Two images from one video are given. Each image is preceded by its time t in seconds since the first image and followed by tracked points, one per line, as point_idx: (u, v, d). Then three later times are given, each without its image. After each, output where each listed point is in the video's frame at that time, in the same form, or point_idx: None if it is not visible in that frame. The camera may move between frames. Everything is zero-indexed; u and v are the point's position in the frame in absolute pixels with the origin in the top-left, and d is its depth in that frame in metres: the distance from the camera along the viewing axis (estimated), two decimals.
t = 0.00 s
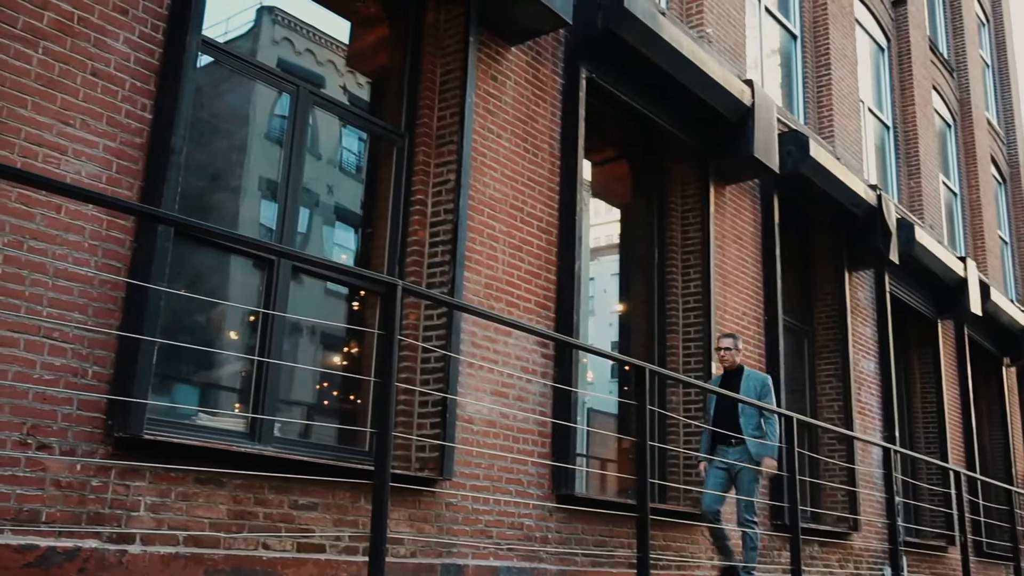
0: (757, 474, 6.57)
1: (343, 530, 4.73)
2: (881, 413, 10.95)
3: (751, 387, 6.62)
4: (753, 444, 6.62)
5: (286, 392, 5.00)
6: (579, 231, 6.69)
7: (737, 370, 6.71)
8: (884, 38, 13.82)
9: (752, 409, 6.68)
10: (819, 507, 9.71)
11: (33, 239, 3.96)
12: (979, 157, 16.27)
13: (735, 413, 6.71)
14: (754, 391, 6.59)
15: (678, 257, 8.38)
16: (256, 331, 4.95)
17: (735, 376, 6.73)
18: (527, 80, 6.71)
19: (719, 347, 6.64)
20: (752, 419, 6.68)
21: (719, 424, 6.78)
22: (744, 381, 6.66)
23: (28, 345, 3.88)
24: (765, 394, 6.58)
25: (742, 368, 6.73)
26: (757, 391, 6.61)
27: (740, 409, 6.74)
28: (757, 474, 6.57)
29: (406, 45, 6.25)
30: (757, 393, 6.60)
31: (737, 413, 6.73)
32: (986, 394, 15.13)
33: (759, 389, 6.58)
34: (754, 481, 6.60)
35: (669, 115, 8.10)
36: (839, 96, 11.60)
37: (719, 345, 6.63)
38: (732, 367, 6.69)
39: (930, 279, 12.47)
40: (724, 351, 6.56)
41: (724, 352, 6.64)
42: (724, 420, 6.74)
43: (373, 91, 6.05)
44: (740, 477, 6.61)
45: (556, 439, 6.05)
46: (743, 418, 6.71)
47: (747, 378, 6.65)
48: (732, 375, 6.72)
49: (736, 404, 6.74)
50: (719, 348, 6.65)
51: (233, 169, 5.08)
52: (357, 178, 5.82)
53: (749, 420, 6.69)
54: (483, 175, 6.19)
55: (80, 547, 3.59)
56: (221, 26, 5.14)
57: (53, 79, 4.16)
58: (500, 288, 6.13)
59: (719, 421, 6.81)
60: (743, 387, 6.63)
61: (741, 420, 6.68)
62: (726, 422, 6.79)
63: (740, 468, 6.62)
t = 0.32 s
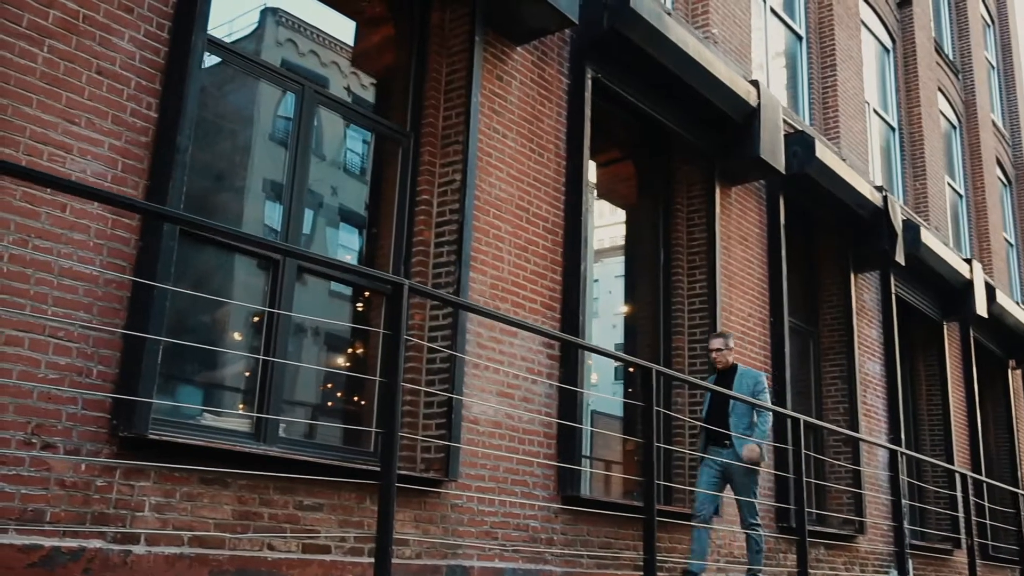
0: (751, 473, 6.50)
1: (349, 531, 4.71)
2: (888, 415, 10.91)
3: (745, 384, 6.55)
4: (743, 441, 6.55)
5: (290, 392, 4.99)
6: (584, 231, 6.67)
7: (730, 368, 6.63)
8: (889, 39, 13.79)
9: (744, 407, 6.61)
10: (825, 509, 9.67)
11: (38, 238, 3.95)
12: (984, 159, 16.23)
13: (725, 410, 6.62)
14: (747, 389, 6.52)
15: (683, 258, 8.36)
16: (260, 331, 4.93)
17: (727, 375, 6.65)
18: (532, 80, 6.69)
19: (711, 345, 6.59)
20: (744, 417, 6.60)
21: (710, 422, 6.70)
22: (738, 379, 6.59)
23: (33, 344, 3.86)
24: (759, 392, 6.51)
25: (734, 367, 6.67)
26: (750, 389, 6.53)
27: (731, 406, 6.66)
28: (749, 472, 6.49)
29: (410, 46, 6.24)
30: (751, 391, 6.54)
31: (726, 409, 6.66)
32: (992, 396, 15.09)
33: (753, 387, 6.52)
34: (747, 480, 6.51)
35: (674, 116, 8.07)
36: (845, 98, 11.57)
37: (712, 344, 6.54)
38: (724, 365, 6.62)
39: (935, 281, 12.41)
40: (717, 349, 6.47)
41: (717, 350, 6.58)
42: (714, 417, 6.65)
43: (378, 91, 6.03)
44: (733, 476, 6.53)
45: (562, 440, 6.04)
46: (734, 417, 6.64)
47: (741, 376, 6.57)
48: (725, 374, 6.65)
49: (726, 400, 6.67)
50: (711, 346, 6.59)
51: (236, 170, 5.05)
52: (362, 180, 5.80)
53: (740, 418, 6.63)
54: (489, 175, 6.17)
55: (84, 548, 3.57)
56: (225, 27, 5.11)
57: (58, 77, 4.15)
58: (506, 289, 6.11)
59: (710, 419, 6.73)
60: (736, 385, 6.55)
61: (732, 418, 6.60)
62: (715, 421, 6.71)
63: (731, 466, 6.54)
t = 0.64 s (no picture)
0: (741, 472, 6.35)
1: (355, 531, 4.69)
2: (894, 416, 10.87)
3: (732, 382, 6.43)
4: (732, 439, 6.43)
5: (295, 392, 4.96)
6: (590, 231, 6.65)
7: (718, 364, 6.48)
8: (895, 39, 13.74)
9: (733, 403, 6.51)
10: (831, 510, 9.63)
11: (44, 236, 3.93)
12: (990, 159, 16.17)
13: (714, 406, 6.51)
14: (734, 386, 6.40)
15: (690, 257, 8.35)
16: (266, 330, 4.91)
17: (715, 372, 6.51)
18: (539, 79, 6.67)
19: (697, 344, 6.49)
20: (733, 414, 6.47)
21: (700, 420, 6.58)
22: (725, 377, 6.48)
23: (39, 344, 3.85)
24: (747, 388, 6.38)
25: (721, 364, 6.54)
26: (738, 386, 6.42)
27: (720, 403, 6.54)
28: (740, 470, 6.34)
29: (415, 45, 6.22)
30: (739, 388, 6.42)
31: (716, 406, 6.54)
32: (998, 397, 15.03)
33: (741, 384, 6.39)
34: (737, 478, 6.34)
35: (681, 116, 8.04)
36: (851, 97, 11.53)
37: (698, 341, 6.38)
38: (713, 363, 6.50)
39: (942, 281, 12.35)
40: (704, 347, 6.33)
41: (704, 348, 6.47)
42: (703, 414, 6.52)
43: (384, 91, 6.02)
44: (720, 473, 6.36)
45: (568, 439, 6.01)
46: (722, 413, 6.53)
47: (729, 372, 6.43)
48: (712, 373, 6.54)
49: (716, 397, 6.56)
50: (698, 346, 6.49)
51: (241, 171, 5.03)
52: (366, 181, 5.77)
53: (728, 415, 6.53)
54: (495, 174, 6.14)
55: (90, 548, 3.55)
56: (229, 28, 5.09)
57: (63, 75, 4.13)
58: (513, 288, 6.08)
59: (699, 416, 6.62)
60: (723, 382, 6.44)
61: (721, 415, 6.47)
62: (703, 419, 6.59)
63: (719, 464, 6.38)
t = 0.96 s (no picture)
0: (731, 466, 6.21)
1: (367, 531, 4.66)
2: (906, 417, 10.80)
3: (725, 373, 6.21)
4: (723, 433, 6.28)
5: (306, 392, 4.94)
6: (601, 230, 6.61)
7: (709, 356, 6.26)
8: (905, 38, 13.67)
9: (724, 395, 6.38)
10: (844, 511, 9.57)
11: (55, 234, 3.92)
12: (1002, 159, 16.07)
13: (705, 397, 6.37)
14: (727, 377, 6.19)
15: (701, 257, 8.30)
16: (277, 330, 4.89)
17: (706, 363, 6.29)
18: (549, 78, 6.64)
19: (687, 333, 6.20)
20: (725, 407, 6.38)
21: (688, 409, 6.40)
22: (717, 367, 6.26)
23: (51, 343, 3.83)
24: (740, 380, 6.20)
25: (713, 354, 6.31)
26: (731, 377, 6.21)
27: (711, 395, 6.41)
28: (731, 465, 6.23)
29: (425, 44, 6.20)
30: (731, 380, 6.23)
31: (707, 398, 6.40)
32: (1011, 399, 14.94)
33: (734, 376, 6.19)
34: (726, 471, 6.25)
35: (691, 115, 8.00)
36: (862, 97, 11.46)
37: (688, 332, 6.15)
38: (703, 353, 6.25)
39: (954, 282, 12.27)
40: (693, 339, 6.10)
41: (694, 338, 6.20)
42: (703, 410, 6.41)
43: (395, 90, 6.00)
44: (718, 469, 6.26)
45: (581, 439, 5.98)
46: (714, 404, 6.40)
47: (721, 364, 6.22)
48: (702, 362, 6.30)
49: (707, 388, 6.40)
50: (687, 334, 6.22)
51: (250, 171, 5.01)
52: (376, 181, 5.74)
53: (720, 406, 6.39)
54: (507, 173, 6.11)
55: (102, 548, 3.53)
56: (237, 29, 5.06)
57: (74, 73, 4.12)
58: (524, 288, 6.05)
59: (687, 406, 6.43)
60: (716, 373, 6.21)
61: (712, 408, 6.36)
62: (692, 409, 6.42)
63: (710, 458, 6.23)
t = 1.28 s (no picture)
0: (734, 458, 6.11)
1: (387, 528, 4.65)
2: (926, 415, 10.71)
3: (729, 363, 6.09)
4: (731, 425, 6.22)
5: (324, 389, 4.93)
6: (619, 227, 6.57)
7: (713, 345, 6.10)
8: (924, 35, 13.56)
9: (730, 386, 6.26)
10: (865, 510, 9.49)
11: (76, 231, 3.92)
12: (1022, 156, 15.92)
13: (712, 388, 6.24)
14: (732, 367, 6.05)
15: (720, 255, 8.25)
16: (295, 327, 4.88)
17: (710, 352, 6.15)
18: (567, 74, 6.61)
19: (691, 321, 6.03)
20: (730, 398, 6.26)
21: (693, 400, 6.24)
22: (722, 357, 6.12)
23: (72, 339, 3.83)
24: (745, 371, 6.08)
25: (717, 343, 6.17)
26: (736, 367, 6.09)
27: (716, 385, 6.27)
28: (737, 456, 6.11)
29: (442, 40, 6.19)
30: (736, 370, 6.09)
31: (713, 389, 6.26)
32: None
33: (739, 366, 6.06)
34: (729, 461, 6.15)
35: (709, 111, 7.95)
36: (881, 94, 11.37)
37: (693, 320, 5.98)
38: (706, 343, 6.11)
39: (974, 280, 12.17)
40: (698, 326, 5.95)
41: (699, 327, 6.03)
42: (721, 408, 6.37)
43: (413, 88, 5.98)
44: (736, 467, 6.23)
45: (600, 437, 5.95)
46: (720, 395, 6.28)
47: (727, 354, 6.07)
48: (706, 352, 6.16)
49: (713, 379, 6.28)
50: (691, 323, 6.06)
51: (267, 170, 4.99)
52: (392, 180, 5.71)
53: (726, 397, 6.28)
54: (525, 170, 6.09)
55: (124, 544, 3.52)
56: (253, 27, 5.03)
57: (94, 69, 4.12)
58: (543, 285, 6.03)
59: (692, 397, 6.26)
60: (721, 363, 6.07)
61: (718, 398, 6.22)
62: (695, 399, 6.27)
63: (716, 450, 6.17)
